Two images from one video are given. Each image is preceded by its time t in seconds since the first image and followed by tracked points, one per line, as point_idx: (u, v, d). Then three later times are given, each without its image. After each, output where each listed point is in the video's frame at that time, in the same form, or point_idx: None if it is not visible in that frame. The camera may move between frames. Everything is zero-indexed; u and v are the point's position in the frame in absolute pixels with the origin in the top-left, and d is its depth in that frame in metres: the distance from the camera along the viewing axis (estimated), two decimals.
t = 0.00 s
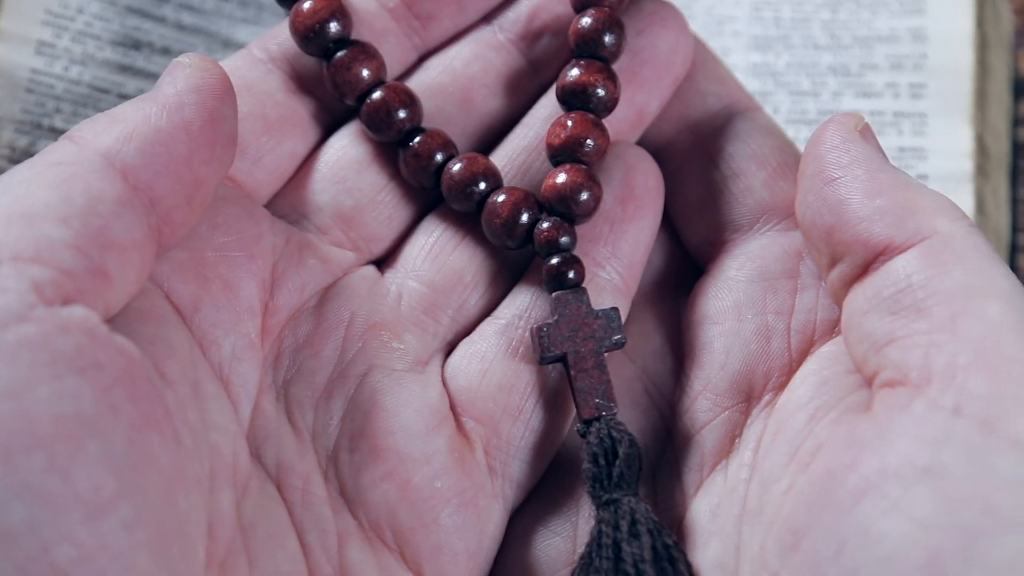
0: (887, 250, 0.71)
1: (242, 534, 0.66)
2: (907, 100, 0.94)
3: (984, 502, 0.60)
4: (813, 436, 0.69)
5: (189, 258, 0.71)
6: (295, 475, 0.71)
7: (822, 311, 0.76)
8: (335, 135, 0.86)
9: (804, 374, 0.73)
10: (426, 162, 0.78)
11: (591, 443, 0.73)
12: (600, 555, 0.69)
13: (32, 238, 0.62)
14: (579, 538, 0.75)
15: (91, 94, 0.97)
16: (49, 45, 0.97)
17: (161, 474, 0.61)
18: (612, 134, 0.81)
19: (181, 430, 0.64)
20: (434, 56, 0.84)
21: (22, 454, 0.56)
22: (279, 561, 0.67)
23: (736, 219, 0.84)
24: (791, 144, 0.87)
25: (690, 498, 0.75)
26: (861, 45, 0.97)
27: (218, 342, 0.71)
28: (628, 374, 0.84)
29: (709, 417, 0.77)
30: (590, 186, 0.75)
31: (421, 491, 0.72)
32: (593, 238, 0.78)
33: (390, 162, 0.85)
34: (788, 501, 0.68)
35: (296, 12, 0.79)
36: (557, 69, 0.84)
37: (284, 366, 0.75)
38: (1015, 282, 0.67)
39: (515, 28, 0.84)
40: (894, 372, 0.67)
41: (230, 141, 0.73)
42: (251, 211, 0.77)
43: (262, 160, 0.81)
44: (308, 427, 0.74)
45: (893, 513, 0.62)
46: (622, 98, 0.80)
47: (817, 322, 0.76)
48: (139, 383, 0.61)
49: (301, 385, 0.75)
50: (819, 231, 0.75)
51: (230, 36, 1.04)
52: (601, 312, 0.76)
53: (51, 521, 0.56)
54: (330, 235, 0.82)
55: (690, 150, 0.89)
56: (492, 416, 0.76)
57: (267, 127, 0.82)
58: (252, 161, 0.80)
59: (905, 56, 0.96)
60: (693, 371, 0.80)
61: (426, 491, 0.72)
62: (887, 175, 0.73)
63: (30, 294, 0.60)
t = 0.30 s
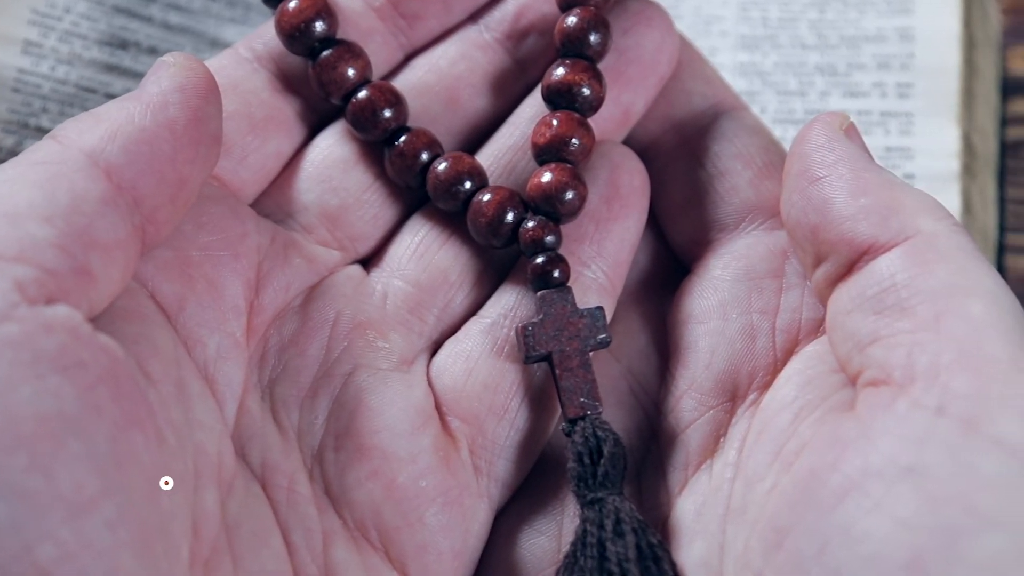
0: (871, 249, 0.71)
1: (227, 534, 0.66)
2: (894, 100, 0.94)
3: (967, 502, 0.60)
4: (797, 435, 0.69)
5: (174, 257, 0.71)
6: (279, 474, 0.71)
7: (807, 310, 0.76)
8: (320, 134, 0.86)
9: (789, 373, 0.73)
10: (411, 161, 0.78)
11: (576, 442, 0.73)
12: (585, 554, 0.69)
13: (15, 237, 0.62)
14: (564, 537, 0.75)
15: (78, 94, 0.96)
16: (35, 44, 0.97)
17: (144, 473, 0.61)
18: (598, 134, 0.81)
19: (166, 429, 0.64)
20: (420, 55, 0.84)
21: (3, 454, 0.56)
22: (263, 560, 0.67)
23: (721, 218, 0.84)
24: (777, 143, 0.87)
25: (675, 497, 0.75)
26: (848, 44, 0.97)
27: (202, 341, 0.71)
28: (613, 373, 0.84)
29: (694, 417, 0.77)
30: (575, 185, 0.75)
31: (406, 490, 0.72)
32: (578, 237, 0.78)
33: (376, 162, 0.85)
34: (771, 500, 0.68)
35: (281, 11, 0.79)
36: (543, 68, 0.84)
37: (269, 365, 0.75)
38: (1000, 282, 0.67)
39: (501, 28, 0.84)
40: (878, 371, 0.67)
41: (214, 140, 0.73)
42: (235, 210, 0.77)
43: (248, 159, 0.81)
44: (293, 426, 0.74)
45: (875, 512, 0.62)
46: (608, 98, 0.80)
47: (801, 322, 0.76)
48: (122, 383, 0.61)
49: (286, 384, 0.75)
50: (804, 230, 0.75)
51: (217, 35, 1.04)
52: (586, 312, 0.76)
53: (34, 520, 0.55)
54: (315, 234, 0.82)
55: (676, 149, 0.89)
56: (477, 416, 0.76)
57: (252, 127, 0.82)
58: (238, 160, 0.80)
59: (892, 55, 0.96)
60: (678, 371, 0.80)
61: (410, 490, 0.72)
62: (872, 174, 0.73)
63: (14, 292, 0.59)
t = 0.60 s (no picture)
0: (856, 249, 0.71)
1: (210, 533, 0.66)
2: (882, 99, 0.94)
3: (947, 500, 0.60)
4: (781, 436, 0.69)
5: (159, 256, 0.71)
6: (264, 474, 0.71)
7: (792, 311, 0.76)
8: (307, 134, 0.86)
9: (774, 373, 0.73)
10: (397, 161, 0.78)
11: (561, 442, 0.73)
12: (569, 553, 0.69)
13: None
14: (549, 537, 0.75)
15: (64, 94, 0.97)
16: (22, 44, 0.97)
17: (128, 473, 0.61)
18: (584, 134, 0.82)
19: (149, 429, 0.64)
20: (406, 55, 0.84)
21: None
22: (246, 560, 0.66)
23: (707, 218, 0.84)
24: (763, 143, 0.87)
25: (659, 497, 0.75)
26: (836, 44, 0.97)
27: (187, 340, 0.71)
28: (599, 373, 0.83)
29: (679, 417, 0.77)
30: (560, 185, 0.75)
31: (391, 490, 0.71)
32: (564, 237, 0.78)
33: (362, 161, 0.85)
34: (755, 500, 0.68)
35: (267, 10, 0.79)
36: (529, 68, 0.84)
37: (254, 365, 0.75)
38: (984, 282, 0.67)
39: (488, 27, 0.84)
40: (861, 371, 0.67)
41: (200, 139, 0.73)
42: (221, 209, 0.77)
43: (234, 158, 0.81)
44: (278, 425, 0.74)
45: (858, 512, 0.62)
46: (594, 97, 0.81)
47: (786, 322, 0.76)
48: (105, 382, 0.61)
49: (272, 383, 0.75)
50: (788, 230, 0.75)
51: (205, 35, 1.03)
52: (571, 311, 0.76)
53: (16, 520, 0.56)
54: (301, 234, 0.82)
55: (662, 149, 0.89)
56: (462, 416, 0.76)
57: (238, 126, 0.82)
58: (223, 159, 0.80)
59: (880, 55, 0.96)
60: (664, 370, 0.80)
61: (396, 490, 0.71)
62: (857, 174, 0.73)
63: None
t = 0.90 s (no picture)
0: (840, 249, 0.71)
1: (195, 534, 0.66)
2: (869, 99, 0.94)
3: (927, 501, 0.61)
4: (764, 435, 0.69)
5: (144, 256, 0.72)
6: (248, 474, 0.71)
7: (776, 311, 0.76)
8: (292, 134, 0.86)
9: (759, 373, 0.73)
10: (382, 161, 0.78)
11: (545, 442, 0.73)
12: (553, 554, 0.69)
13: None
14: (535, 536, 0.75)
15: (51, 93, 0.97)
16: (9, 44, 0.98)
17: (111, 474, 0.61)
18: (569, 134, 0.82)
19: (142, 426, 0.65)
20: (392, 55, 0.84)
21: None
22: (231, 561, 0.67)
23: (692, 218, 0.84)
24: (749, 143, 0.87)
25: (644, 496, 0.75)
26: (824, 43, 0.97)
27: (172, 340, 0.71)
28: (584, 373, 0.83)
29: (664, 416, 0.77)
30: (545, 185, 0.75)
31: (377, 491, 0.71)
32: (549, 237, 0.78)
33: (348, 162, 0.85)
34: (738, 500, 0.68)
35: (253, 11, 0.79)
36: (515, 68, 0.84)
37: (239, 364, 0.75)
38: (968, 281, 0.68)
39: (473, 27, 0.84)
40: (844, 371, 0.67)
41: (185, 139, 0.73)
42: (206, 210, 0.77)
43: (219, 158, 0.81)
44: (263, 425, 0.74)
45: (840, 512, 0.62)
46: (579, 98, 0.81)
47: (771, 321, 0.76)
48: (89, 382, 0.61)
49: (256, 383, 0.75)
50: (773, 230, 0.75)
51: (192, 34, 1.03)
52: (556, 312, 0.76)
53: None
54: (287, 234, 0.82)
55: (648, 148, 0.89)
56: (447, 416, 0.76)
57: (224, 126, 0.82)
58: (209, 159, 0.80)
59: (868, 55, 0.96)
60: (649, 370, 0.80)
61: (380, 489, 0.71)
62: (841, 173, 0.73)
63: None
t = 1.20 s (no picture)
0: (826, 247, 0.71)
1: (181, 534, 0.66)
2: (858, 98, 0.94)
3: (912, 499, 0.61)
4: (750, 434, 0.69)
5: (131, 256, 0.71)
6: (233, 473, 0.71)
7: (763, 310, 0.76)
8: (279, 134, 0.86)
9: (745, 371, 0.73)
10: (369, 160, 0.78)
11: (531, 441, 0.73)
12: (539, 552, 0.69)
13: None
14: (521, 536, 0.75)
15: (39, 93, 0.97)
16: None
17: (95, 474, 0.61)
18: (556, 133, 0.82)
19: (142, 426, 0.66)
20: (379, 55, 0.84)
21: None
22: (216, 561, 0.66)
23: (679, 217, 0.84)
24: (736, 142, 0.87)
25: (631, 496, 0.75)
26: (813, 43, 0.97)
27: (158, 340, 0.71)
28: (571, 372, 0.83)
29: (650, 415, 0.77)
30: (532, 184, 0.75)
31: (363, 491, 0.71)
32: (535, 236, 0.78)
33: (335, 161, 0.85)
34: (724, 499, 0.68)
35: (240, 10, 0.79)
36: (502, 68, 0.84)
37: (226, 364, 0.75)
38: (954, 280, 0.68)
39: (460, 27, 0.84)
40: (829, 369, 0.67)
41: (170, 139, 0.72)
42: (193, 209, 0.77)
43: (206, 158, 0.81)
44: (249, 425, 0.74)
45: (825, 510, 0.62)
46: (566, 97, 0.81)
47: (758, 320, 0.76)
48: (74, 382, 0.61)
49: (242, 383, 0.75)
50: (759, 229, 0.75)
51: (181, 34, 1.03)
52: (542, 311, 0.76)
53: None
54: (273, 233, 0.82)
55: (635, 148, 0.89)
56: (434, 415, 0.76)
57: (210, 126, 0.82)
58: (195, 159, 0.80)
59: (856, 54, 0.96)
60: (635, 369, 0.80)
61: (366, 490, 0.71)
62: (827, 172, 0.73)
63: None
